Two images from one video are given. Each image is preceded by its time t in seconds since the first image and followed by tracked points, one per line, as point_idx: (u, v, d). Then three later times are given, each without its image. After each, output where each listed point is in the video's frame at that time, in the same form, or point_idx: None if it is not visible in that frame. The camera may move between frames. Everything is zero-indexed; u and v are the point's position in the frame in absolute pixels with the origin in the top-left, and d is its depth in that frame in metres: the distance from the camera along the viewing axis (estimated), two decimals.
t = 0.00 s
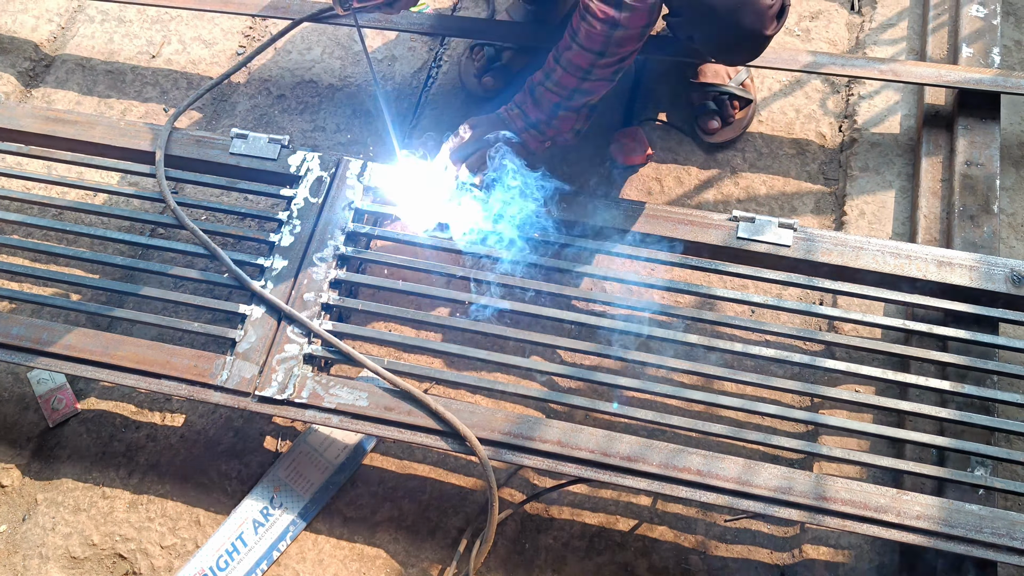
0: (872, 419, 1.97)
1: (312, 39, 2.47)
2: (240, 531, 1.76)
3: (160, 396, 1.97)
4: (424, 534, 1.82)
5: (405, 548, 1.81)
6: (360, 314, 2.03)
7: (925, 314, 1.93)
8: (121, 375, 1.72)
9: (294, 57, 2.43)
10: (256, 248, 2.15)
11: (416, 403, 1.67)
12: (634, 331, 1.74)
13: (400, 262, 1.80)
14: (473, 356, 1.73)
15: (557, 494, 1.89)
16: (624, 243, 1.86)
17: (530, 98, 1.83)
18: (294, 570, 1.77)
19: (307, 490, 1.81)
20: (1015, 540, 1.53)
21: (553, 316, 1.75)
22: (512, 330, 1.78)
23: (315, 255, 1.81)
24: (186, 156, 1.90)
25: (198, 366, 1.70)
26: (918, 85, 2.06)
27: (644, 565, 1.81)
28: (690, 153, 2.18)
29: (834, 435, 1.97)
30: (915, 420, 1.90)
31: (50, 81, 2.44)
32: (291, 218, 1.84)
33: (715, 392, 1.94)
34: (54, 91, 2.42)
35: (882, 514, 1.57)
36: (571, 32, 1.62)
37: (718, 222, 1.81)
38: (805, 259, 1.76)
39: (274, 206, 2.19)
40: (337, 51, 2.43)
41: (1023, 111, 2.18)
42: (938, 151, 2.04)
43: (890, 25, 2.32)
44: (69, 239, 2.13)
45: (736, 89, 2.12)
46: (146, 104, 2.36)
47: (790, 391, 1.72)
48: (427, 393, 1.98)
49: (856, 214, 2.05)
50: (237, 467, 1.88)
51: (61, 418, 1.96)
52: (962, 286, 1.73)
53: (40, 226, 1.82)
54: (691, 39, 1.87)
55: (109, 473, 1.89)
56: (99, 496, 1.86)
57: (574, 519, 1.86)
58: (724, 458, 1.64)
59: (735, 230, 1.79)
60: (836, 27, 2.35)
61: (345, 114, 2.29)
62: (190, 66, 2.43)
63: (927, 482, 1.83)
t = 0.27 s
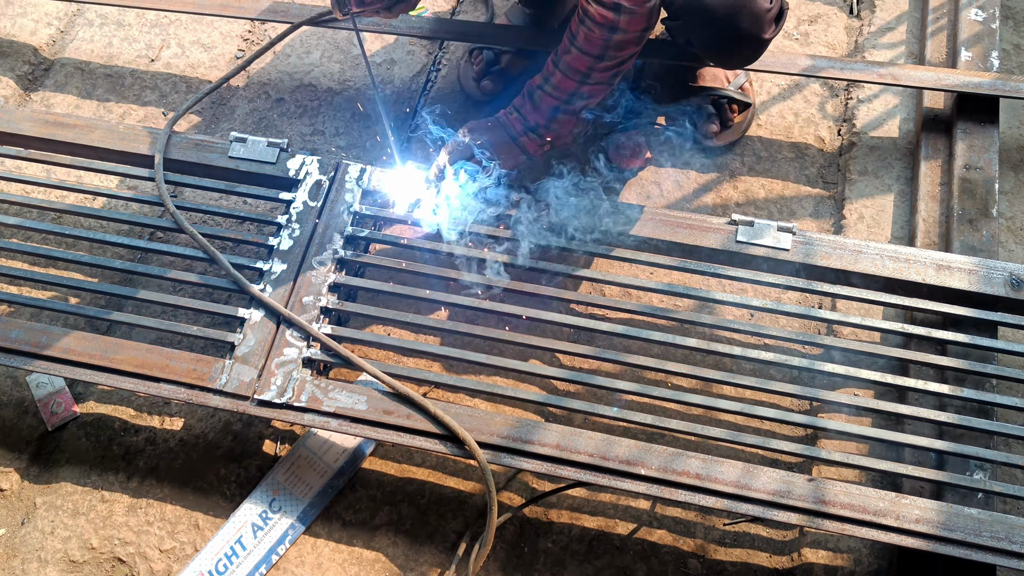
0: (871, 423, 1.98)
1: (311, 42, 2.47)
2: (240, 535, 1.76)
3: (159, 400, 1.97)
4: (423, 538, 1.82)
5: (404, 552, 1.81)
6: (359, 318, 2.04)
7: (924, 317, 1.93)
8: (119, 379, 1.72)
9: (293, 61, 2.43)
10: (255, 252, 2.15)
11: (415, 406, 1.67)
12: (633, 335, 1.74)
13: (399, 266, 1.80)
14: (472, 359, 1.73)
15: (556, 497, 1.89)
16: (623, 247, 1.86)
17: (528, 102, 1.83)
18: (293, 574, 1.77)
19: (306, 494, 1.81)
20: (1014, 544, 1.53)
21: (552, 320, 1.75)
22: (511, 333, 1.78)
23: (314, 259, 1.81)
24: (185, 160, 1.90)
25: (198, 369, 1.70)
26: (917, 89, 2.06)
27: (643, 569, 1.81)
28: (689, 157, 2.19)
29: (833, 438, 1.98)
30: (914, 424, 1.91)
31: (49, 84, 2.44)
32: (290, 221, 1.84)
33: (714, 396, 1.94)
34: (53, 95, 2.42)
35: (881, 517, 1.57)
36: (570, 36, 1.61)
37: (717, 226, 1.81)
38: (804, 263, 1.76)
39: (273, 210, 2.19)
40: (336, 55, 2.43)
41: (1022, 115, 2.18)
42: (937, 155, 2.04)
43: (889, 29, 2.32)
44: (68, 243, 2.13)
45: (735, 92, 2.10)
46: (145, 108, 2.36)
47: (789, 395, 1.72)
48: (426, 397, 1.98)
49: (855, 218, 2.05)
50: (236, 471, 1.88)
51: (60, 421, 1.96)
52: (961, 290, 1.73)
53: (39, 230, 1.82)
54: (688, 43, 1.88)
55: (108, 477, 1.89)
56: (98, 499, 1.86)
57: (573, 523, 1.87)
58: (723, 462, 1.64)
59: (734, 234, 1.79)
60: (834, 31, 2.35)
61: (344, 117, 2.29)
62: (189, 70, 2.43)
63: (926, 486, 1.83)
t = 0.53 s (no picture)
0: (871, 425, 1.98)
1: (310, 45, 2.47)
2: (239, 538, 1.75)
3: (158, 403, 1.97)
4: (422, 541, 1.82)
5: (403, 555, 1.80)
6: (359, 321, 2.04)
7: (924, 320, 1.93)
8: (118, 382, 1.71)
9: (292, 64, 2.43)
10: (254, 255, 2.15)
11: (415, 410, 1.67)
12: (633, 338, 1.74)
13: (398, 269, 1.80)
14: (471, 362, 1.73)
15: (556, 501, 1.89)
16: (623, 250, 1.86)
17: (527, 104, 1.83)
18: None
19: (306, 497, 1.81)
20: (1014, 547, 1.53)
21: (551, 323, 1.75)
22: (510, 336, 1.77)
23: (313, 262, 1.80)
24: (184, 163, 1.90)
25: (197, 373, 1.70)
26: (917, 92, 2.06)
27: (642, 573, 1.81)
28: (688, 161, 2.19)
29: (832, 441, 1.98)
30: (914, 426, 1.91)
31: (48, 88, 2.44)
32: (289, 224, 1.84)
33: (714, 399, 1.94)
34: (52, 98, 2.42)
35: (881, 521, 1.56)
36: (569, 39, 1.61)
37: (717, 228, 1.81)
38: (803, 266, 1.76)
39: (272, 213, 2.19)
40: (335, 58, 2.43)
41: (1022, 118, 2.18)
42: (936, 157, 2.04)
43: (888, 32, 2.32)
44: (67, 246, 2.13)
45: (734, 96, 2.11)
46: (144, 111, 2.36)
47: (789, 398, 1.72)
48: (425, 400, 1.98)
49: (855, 221, 2.05)
50: (235, 474, 1.88)
51: (59, 425, 1.95)
52: (961, 293, 1.73)
53: (38, 233, 1.82)
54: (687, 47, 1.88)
55: (107, 480, 1.89)
56: (97, 503, 1.86)
57: (573, 526, 1.86)
58: (722, 465, 1.64)
59: (733, 236, 1.79)
60: (834, 34, 2.35)
61: (343, 120, 2.29)
62: (188, 73, 2.43)
63: (926, 488, 1.83)
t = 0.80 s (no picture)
0: (870, 429, 1.98)
1: (311, 46, 2.47)
2: (238, 539, 1.75)
3: (157, 404, 1.97)
4: (422, 543, 1.82)
5: (402, 557, 1.80)
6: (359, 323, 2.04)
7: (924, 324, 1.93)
8: (118, 383, 1.71)
9: (293, 65, 2.43)
10: (254, 256, 2.15)
11: (414, 412, 1.67)
12: (633, 341, 1.74)
13: (399, 271, 1.80)
14: (472, 364, 1.73)
15: (555, 503, 1.89)
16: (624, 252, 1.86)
17: (528, 107, 1.83)
18: None
19: (305, 499, 1.81)
20: (1013, 550, 1.53)
21: (552, 325, 1.75)
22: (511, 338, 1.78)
23: (313, 263, 1.80)
24: (185, 164, 1.90)
25: (197, 374, 1.70)
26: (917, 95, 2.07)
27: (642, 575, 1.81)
28: (688, 164, 2.20)
29: (832, 445, 1.98)
30: (913, 430, 1.91)
31: (49, 88, 2.44)
32: (290, 226, 1.84)
33: (714, 402, 1.94)
34: (53, 99, 2.42)
35: (880, 524, 1.56)
36: (570, 41, 1.61)
37: (717, 231, 1.81)
38: (803, 269, 1.76)
39: (273, 214, 2.19)
40: (336, 60, 2.43)
41: (1022, 122, 2.19)
42: (937, 161, 2.04)
43: (889, 36, 2.32)
44: (67, 246, 2.13)
45: (735, 99, 2.10)
46: (145, 112, 2.35)
47: (789, 401, 1.72)
48: (426, 402, 1.98)
49: (855, 224, 2.06)
50: (234, 476, 1.88)
51: (59, 426, 1.95)
52: (961, 297, 1.73)
53: (38, 233, 1.82)
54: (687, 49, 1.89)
55: (106, 481, 1.89)
56: (96, 504, 1.86)
57: (572, 529, 1.86)
58: (722, 467, 1.64)
59: (734, 239, 1.79)
60: (835, 37, 2.35)
61: (344, 122, 2.29)
62: (189, 74, 2.43)
63: (925, 492, 1.83)
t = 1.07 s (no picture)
0: (861, 429, 1.98)
1: (302, 47, 2.46)
2: (229, 542, 1.75)
3: (148, 406, 1.96)
4: (414, 545, 1.81)
5: (394, 558, 1.80)
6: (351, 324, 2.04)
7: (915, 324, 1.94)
8: (108, 385, 1.70)
9: (285, 66, 2.42)
10: (245, 257, 2.15)
11: (406, 413, 1.66)
12: (625, 342, 1.74)
13: (391, 272, 1.80)
14: (463, 366, 1.73)
15: (547, 504, 1.89)
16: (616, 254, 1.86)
17: (521, 108, 1.82)
18: None
19: (296, 500, 1.81)
20: (1003, 550, 1.54)
21: (543, 326, 1.75)
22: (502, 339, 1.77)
23: (305, 265, 1.80)
24: (176, 165, 1.89)
25: (187, 376, 1.69)
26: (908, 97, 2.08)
27: None
28: (680, 165, 2.20)
29: (823, 445, 1.98)
30: (904, 430, 1.91)
31: (38, 88, 2.42)
32: (281, 227, 1.83)
33: (705, 403, 1.95)
34: (41, 99, 2.40)
35: (871, 524, 1.57)
36: (562, 43, 1.61)
37: (709, 232, 1.81)
38: (795, 270, 1.76)
39: (264, 215, 2.19)
40: (327, 60, 2.43)
41: (1012, 124, 2.19)
42: (928, 162, 2.05)
43: (880, 37, 2.33)
44: (57, 248, 2.12)
45: (726, 100, 2.10)
46: (135, 112, 2.35)
47: (780, 402, 1.72)
48: (417, 403, 1.98)
49: (846, 225, 2.06)
50: (226, 477, 1.88)
51: (48, 428, 1.94)
52: (951, 298, 1.74)
53: (27, 235, 1.81)
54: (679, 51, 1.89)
55: (97, 484, 1.88)
56: (86, 506, 1.85)
57: (565, 530, 1.86)
58: (714, 468, 1.64)
59: (725, 241, 1.79)
60: (826, 39, 2.36)
61: (335, 123, 2.29)
62: (179, 74, 2.42)
63: (916, 492, 1.83)
